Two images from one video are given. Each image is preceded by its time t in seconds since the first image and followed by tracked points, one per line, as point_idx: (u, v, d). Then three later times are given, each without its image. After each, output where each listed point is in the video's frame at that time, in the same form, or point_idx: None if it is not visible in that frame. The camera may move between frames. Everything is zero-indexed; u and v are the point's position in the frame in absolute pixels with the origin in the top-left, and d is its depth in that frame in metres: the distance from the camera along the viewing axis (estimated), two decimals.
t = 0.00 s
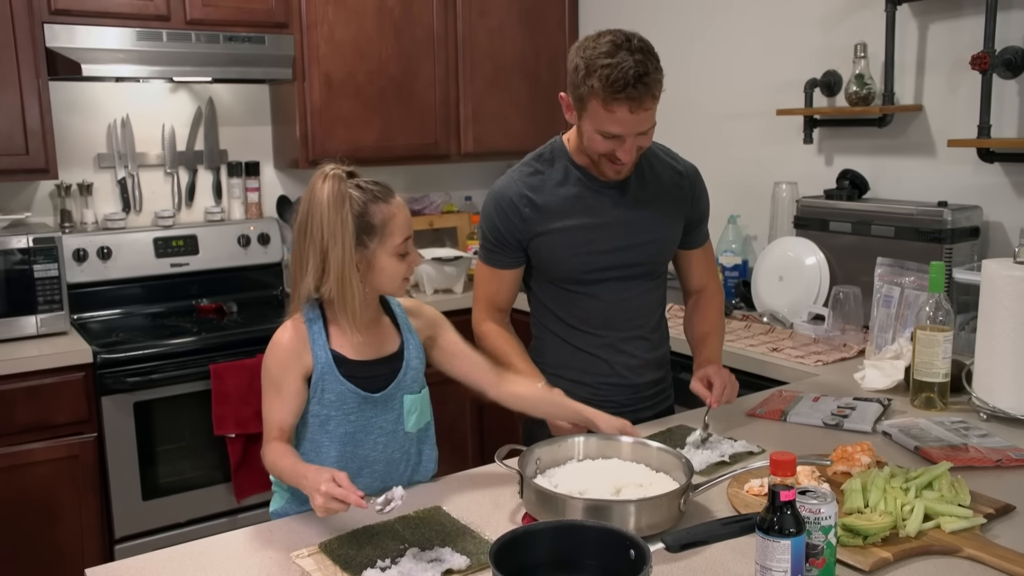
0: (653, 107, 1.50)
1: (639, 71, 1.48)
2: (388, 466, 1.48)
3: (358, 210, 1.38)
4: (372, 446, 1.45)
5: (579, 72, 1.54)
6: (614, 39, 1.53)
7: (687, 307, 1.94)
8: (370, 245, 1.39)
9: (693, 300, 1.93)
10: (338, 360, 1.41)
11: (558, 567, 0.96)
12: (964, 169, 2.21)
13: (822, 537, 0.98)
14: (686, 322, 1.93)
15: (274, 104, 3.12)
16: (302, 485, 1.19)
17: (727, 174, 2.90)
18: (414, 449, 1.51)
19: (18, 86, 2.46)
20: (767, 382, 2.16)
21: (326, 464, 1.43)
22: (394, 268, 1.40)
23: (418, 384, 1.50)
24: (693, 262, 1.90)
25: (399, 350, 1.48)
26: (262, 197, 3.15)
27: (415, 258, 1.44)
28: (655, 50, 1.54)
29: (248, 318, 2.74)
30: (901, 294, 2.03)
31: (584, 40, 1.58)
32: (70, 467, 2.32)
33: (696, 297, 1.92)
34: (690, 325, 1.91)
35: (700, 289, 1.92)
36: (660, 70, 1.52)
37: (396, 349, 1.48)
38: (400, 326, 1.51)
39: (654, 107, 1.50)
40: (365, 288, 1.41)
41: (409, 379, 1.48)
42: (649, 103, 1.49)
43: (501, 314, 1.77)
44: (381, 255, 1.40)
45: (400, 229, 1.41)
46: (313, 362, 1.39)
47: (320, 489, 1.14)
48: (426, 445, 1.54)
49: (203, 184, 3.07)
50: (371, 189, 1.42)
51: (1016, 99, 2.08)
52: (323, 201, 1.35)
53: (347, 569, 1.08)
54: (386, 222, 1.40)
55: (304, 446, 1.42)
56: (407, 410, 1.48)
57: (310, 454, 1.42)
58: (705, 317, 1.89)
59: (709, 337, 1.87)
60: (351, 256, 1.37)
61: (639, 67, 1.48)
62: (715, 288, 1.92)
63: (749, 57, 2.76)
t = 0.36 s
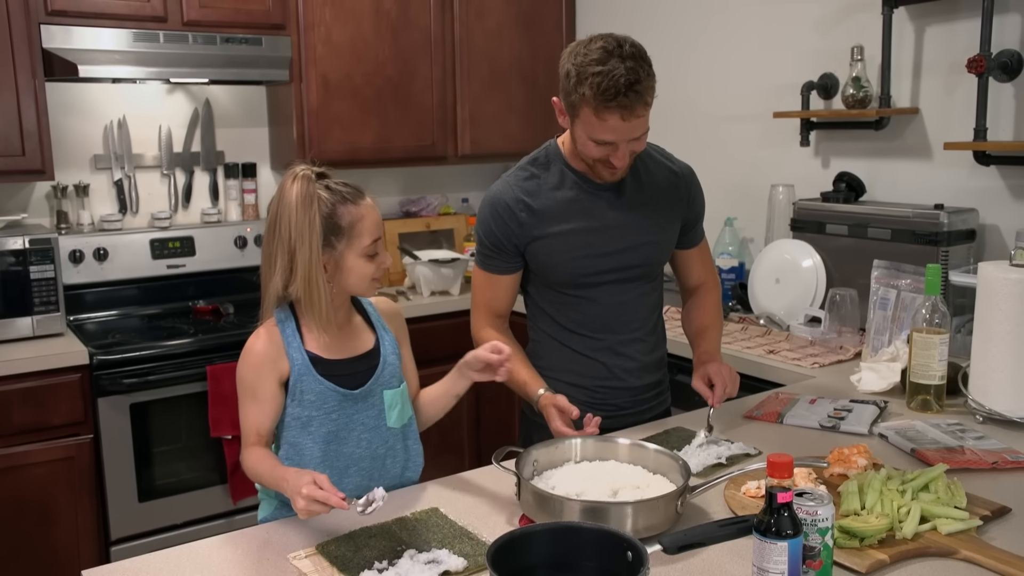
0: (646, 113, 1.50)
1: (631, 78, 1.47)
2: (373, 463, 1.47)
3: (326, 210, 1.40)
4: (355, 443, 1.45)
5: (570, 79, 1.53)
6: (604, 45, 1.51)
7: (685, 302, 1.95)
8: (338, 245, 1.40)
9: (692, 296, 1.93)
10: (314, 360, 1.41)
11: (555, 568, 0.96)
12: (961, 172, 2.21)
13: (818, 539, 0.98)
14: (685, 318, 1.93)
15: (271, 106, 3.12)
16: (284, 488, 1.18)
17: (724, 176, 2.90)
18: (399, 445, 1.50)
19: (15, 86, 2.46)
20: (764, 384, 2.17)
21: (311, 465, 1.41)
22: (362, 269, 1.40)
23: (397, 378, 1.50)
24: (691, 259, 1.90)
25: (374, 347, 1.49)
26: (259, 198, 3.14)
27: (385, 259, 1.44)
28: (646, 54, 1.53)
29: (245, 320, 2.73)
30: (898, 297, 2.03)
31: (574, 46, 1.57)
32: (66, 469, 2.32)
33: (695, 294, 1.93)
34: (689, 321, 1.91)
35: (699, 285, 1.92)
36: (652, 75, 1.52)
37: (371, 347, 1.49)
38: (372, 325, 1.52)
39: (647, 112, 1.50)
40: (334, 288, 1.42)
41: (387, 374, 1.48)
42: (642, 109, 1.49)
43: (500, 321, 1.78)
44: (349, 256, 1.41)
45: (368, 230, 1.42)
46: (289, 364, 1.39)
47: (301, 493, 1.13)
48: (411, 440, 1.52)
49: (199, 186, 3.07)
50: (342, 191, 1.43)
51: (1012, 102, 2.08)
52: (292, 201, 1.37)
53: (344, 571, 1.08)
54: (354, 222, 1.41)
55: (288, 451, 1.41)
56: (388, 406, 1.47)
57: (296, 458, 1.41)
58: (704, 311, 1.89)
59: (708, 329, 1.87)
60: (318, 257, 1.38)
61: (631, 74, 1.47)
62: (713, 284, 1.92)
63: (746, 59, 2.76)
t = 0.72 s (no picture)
0: (635, 109, 1.49)
1: (617, 75, 1.46)
2: (355, 470, 1.44)
3: (298, 202, 1.40)
4: (337, 448, 1.41)
5: (558, 80, 1.53)
6: (589, 43, 1.50)
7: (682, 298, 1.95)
8: (299, 239, 1.39)
9: (690, 292, 1.93)
10: (301, 360, 1.39)
11: (554, 568, 0.96)
12: (960, 172, 2.21)
13: (818, 539, 0.98)
14: (683, 315, 1.94)
15: (269, 104, 3.12)
16: (302, 489, 1.15)
17: (723, 175, 2.90)
18: (383, 453, 1.46)
19: (12, 84, 2.45)
20: (763, 383, 2.17)
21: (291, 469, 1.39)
22: (318, 268, 1.36)
23: (384, 385, 1.46)
24: (688, 255, 1.90)
25: (363, 352, 1.46)
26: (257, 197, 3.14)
27: (351, 266, 1.37)
28: (632, 50, 1.52)
29: (243, 319, 2.73)
30: (897, 297, 2.03)
31: (561, 44, 1.56)
32: (63, 468, 2.31)
33: (693, 290, 1.92)
34: (688, 317, 1.92)
35: (696, 281, 1.92)
36: (639, 71, 1.50)
37: (362, 351, 1.46)
38: (364, 327, 1.49)
39: (636, 108, 1.49)
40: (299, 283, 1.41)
41: (374, 380, 1.45)
42: (630, 105, 1.48)
43: (499, 323, 1.78)
44: (307, 253, 1.37)
45: (329, 231, 1.37)
46: (276, 362, 1.37)
47: (333, 494, 1.11)
48: (396, 449, 1.49)
49: (197, 184, 3.06)
50: (325, 188, 1.42)
51: (1011, 102, 2.08)
52: (274, 186, 1.43)
53: (343, 570, 1.08)
54: (317, 219, 1.38)
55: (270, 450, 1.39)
56: (373, 412, 1.44)
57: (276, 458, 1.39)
58: (701, 308, 1.90)
59: (706, 326, 1.88)
60: (279, 245, 1.39)
61: (616, 71, 1.46)
62: (710, 280, 1.92)
63: (745, 59, 2.76)
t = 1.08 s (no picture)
0: (631, 107, 1.48)
1: (612, 74, 1.45)
2: (350, 474, 1.43)
3: (302, 198, 1.39)
4: (333, 453, 1.41)
5: (552, 79, 1.52)
6: (583, 41, 1.49)
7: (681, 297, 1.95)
8: (300, 235, 1.38)
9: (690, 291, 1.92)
10: (302, 363, 1.38)
11: (556, 567, 0.96)
12: (962, 171, 2.21)
13: (821, 539, 0.97)
14: (683, 314, 1.93)
15: (270, 101, 3.11)
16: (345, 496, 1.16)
17: (724, 174, 2.90)
18: (379, 458, 1.46)
19: (13, 80, 2.44)
20: (764, 382, 2.16)
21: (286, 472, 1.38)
22: (317, 266, 1.35)
23: (384, 391, 1.45)
24: (687, 253, 1.89)
25: (365, 356, 1.44)
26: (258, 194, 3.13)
27: (351, 265, 1.36)
28: (626, 47, 1.51)
29: (243, 316, 2.72)
30: (899, 296, 2.03)
31: (556, 43, 1.55)
32: (64, 465, 2.31)
33: (692, 289, 1.92)
34: (688, 315, 1.92)
35: (694, 279, 1.92)
36: (634, 69, 1.49)
37: (363, 355, 1.44)
38: (366, 329, 1.48)
39: (632, 106, 1.48)
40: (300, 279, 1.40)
41: (374, 386, 1.44)
42: (626, 104, 1.48)
43: (500, 323, 1.77)
44: (307, 249, 1.37)
45: (330, 229, 1.36)
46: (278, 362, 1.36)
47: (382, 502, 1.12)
48: (392, 455, 1.48)
49: (198, 181, 3.06)
50: (330, 185, 1.41)
51: (1014, 101, 2.08)
52: (280, 180, 1.43)
53: (344, 568, 1.07)
54: (319, 216, 1.37)
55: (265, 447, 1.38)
56: (372, 418, 1.44)
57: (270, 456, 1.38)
58: (701, 308, 1.89)
59: (707, 327, 1.88)
60: (281, 239, 1.39)
61: (611, 70, 1.46)
62: (710, 278, 1.92)
63: (746, 57, 2.75)
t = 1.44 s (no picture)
0: (629, 113, 1.48)
1: (609, 81, 1.44)
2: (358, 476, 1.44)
3: (319, 200, 1.39)
4: (342, 456, 1.41)
5: (550, 85, 1.51)
6: (581, 47, 1.48)
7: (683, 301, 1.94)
8: (320, 236, 1.38)
9: (693, 294, 1.92)
10: (313, 367, 1.38)
11: (562, 570, 0.96)
12: (967, 174, 2.21)
13: (827, 542, 0.97)
14: (685, 318, 1.93)
15: (275, 103, 3.12)
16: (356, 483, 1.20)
17: (728, 177, 2.90)
18: (386, 460, 1.46)
19: (19, 81, 2.45)
20: (768, 385, 2.16)
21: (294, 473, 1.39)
22: (340, 267, 1.36)
23: (393, 395, 1.46)
24: (690, 256, 1.89)
25: (373, 360, 1.44)
26: (262, 195, 3.14)
27: (373, 265, 1.38)
28: (625, 52, 1.49)
29: (247, 317, 2.72)
30: (903, 299, 2.02)
31: (554, 47, 1.54)
32: (67, 465, 2.32)
33: (694, 291, 1.92)
34: (690, 319, 1.91)
35: (697, 282, 1.92)
36: (632, 74, 1.48)
37: (372, 359, 1.44)
38: (375, 331, 1.48)
39: (630, 112, 1.48)
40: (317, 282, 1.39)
41: (384, 390, 1.44)
42: (624, 110, 1.47)
43: (501, 328, 1.78)
44: (328, 249, 1.37)
45: (353, 228, 1.37)
46: (289, 367, 1.36)
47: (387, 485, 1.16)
48: (400, 456, 1.49)
49: (202, 182, 3.06)
50: (347, 186, 1.42)
51: (1019, 105, 2.08)
52: (293, 184, 1.41)
53: (350, 570, 1.07)
54: (341, 217, 1.38)
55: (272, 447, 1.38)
56: (381, 421, 1.44)
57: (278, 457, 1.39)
58: (704, 312, 1.89)
59: (710, 331, 1.88)
60: (300, 244, 1.37)
61: (609, 77, 1.45)
62: (712, 281, 1.92)
63: (751, 60, 2.75)
